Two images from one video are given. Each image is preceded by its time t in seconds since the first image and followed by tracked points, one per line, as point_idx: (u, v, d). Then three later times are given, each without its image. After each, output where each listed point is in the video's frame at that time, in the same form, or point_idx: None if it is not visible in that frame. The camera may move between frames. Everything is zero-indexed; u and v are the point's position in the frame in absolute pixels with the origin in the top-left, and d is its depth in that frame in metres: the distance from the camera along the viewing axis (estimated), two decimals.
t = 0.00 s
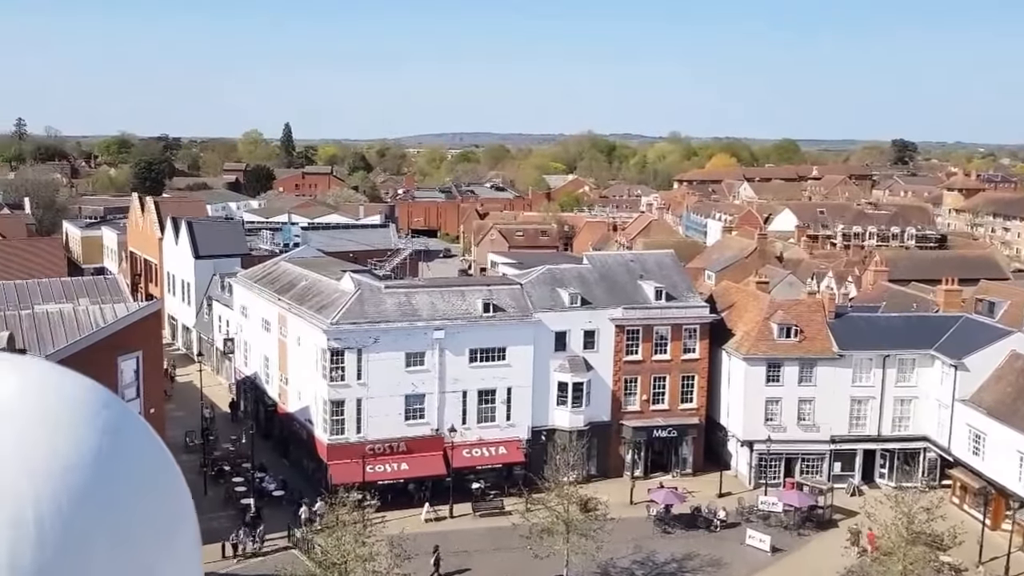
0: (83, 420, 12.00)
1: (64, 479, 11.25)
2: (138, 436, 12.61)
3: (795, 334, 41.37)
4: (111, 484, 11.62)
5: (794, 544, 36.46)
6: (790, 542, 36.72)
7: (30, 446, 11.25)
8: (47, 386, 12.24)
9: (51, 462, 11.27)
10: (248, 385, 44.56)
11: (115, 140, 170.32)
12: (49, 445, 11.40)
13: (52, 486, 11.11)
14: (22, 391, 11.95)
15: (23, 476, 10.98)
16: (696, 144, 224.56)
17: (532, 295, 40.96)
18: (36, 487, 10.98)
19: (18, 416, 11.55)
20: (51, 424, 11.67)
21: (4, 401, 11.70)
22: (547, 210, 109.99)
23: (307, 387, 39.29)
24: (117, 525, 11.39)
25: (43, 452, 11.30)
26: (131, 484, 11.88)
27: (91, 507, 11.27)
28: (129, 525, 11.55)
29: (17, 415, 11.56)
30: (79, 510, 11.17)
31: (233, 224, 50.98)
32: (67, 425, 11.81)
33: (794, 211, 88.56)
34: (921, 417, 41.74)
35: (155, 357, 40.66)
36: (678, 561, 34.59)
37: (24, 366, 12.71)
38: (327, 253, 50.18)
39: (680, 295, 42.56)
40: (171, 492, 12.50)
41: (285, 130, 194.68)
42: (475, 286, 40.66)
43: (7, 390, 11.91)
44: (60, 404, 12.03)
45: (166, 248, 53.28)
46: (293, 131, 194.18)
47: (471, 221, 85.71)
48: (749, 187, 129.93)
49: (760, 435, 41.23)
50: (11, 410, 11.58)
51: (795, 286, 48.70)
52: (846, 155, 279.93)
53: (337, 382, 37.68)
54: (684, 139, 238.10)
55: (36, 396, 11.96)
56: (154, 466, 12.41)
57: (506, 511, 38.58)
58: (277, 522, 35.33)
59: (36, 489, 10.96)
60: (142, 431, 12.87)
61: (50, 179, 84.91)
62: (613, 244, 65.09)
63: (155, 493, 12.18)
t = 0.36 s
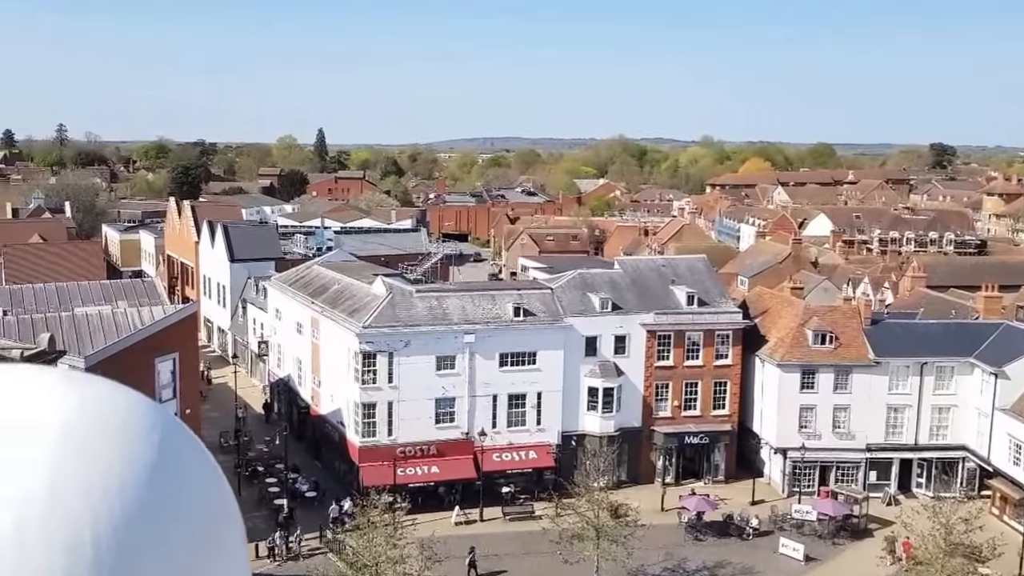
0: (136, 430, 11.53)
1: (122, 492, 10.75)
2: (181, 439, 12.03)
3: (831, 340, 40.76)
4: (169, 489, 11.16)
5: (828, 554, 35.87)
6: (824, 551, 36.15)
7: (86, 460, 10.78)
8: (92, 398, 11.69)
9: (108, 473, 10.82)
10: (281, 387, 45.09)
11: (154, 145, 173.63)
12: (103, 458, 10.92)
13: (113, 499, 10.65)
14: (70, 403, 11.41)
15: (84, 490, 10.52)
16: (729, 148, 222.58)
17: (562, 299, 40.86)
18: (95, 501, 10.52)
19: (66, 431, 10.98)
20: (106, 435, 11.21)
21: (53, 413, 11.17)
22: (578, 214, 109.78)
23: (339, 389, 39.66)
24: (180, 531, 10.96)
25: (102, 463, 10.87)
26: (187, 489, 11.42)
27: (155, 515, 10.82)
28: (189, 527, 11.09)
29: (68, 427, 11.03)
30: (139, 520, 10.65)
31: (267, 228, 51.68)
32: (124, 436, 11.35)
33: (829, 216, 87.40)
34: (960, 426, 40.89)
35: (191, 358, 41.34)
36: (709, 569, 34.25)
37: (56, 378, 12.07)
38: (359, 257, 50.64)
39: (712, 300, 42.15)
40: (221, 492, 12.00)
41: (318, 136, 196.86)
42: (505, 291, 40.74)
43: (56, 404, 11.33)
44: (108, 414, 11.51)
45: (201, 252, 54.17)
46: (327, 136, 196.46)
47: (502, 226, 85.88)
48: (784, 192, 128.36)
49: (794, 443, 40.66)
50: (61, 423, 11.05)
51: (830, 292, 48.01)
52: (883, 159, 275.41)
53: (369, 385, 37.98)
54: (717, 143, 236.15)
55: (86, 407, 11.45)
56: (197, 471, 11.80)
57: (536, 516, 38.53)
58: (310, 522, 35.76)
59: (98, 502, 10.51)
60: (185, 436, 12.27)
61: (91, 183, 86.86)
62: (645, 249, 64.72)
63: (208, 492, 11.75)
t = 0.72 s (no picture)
0: (194, 439, 9.26)
1: (180, 517, 8.57)
2: (247, 447, 9.76)
3: (866, 348, 40.37)
4: (240, 509, 8.99)
5: (863, 564, 35.45)
6: (858, 560, 35.78)
7: (139, 478, 8.61)
8: (141, 399, 9.47)
9: (163, 497, 8.61)
10: (313, 390, 45.21)
11: (188, 148, 175.25)
12: (162, 466, 8.81)
13: (171, 528, 8.47)
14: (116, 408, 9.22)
15: (136, 517, 8.39)
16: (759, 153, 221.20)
17: (595, 304, 40.73)
18: (147, 531, 8.36)
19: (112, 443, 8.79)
20: (160, 444, 8.99)
21: (96, 421, 8.99)
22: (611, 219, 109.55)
23: (371, 392, 39.70)
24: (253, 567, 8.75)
25: (156, 482, 8.67)
26: (258, 508, 9.19)
27: (223, 544, 8.65)
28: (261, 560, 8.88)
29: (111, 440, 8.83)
30: (205, 553, 8.50)
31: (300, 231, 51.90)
32: (181, 447, 9.09)
33: (865, 222, 86.49)
34: (997, 435, 40.36)
35: (223, 362, 41.52)
36: None
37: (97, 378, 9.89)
38: (392, 261, 50.71)
39: (745, 306, 41.85)
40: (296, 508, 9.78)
41: (352, 140, 197.94)
42: (538, 295, 40.67)
43: (97, 410, 9.12)
44: (163, 420, 9.30)
45: (235, 255, 54.50)
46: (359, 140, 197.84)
47: (535, 230, 85.77)
48: (817, 198, 127.39)
49: (829, 451, 40.29)
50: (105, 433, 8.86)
51: (865, 298, 47.57)
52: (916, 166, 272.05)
53: (401, 389, 38.03)
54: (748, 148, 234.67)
55: (134, 413, 9.21)
56: (270, 484, 9.66)
57: (568, 522, 38.36)
58: (342, 525, 35.84)
59: (150, 534, 8.35)
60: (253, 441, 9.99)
61: (127, 186, 87.90)
62: (677, 255, 64.40)
63: (284, 509, 9.58)
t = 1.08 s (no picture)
0: (297, 440, 10.16)
1: (290, 508, 9.49)
2: (340, 448, 10.68)
3: (902, 356, 40.00)
4: (340, 511, 9.89)
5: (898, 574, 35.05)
6: (892, 570, 35.39)
7: (253, 474, 9.52)
8: (245, 404, 10.36)
9: (276, 490, 9.54)
10: (345, 393, 45.36)
11: (220, 151, 176.96)
12: (272, 469, 9.68)
13: (284, 518, 9.40)
14: (226, 412, 10.09)
15: (254, 506, 9.31)
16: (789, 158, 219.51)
17: (627, 310, 40.59)
18: (264, 520, 9.28)
19: (227, 442, 9.69)
20: (267, 445, 9.89)
21: (211, 421, 9.86)
22: (642, 224, 109.23)
23: (403, 396, 39.77)
24: (353, 556, 9.73)
25: (269, 478, 9.59)
26: (356, 503, 10.18)
27: (328, 535, 9.61)
28: (360, 548, 9.87)
29: (226, 438, 9.73)
30: (313, 542, 9.45)
31: (333, 235, 52.12)
32: (285, 447, 9.99)
33: (900, 229, 85.55)
34: None
35: (256, 364, 41.78)
36: None
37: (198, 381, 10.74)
38: (424, 265, 50.80)
39: (779, 313, 41.60)
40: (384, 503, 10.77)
41: (384, 143, 198.76)
42: (570, 300, 40.58)
43: (208, 414, 10.00)
44: (270, 422, 10.21)
45: (269, 258, 54.78)
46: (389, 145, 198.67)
47: (566, 235, 85.69)
48: (852, 205, 126.24)
49: (863, 460, 39.94)
50: (219, 434, 9.73)
51: (901, 306, 47.09)
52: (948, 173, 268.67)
53: (433, 393, 38.04)
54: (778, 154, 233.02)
55: (245, 416, 10.12)
56: (363, 488, 10.53)
57: (599, 528, 38.20)
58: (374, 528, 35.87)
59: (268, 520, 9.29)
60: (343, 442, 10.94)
61: (163, 190, 88.81)
62: (711, 261, 64.02)
63: (373, 505, 10.55)
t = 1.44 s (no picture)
0: (405, 438, 10.48)
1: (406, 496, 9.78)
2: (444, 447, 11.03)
3: (937, 365, 39.48)
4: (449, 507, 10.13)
5: None
6: None
7: (371, 465, 9.83)
8: (356, 400, 10.79)
9: (392, 478, 9.86)
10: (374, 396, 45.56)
11: (253, 154, 178.92)
12: (387, 462, 9.98)
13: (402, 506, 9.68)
14: (339, 406, 10.51)
15: (373, 491, 9.62)
16: (821, 163, 217.25)
17: (658, 316, 40.41)
18: (383, 506, 9.56)
19: (344, 435, 10.05)
20: (379, 442, 10.21)
21: (327, 415, 10.26)
22: (673, 230, 108.71)
23: (433, 400, 39.88)
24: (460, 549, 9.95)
25: (385, 467, 9.92)
26: (460, 501, 10.47)
27: (440, 525, 9.86)
28: (466, 544, 10.10)
29: (343, 431, 10.11)
30: (427, 533, 9.68)
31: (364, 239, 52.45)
32: (395, 444, 10.31)
33: (936, 237, 84.38)
34: None
35: (289, 365, 42.17)
36: None
37: (308, 378, 11.20)
38: (455, 269, 50.92)
39: (811, 320, 41.26)
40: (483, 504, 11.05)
41: (413, 147, 199.67)
42: (600, 306, 40.45)
43: (323, 408, 10.42)
44: (380, 419, 10.58)
45: (301, 261, 55.19)
46: (419, 149, 199.49)
47: (597, 240, 85.48)
48: (887, 212, 124.71)
49: (897, 470, 39.45)
50: (336, 425, 10.13)
51: (937, 315, 46.49)
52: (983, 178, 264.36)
53: (462, 397, 38.12)
54: (809, 159, 230.80)
55: (356, 412, 10.51)
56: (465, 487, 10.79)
57: (628, 535, 38.03)
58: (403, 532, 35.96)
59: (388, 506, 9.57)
60: (445, 443, 11.28)
61: (197, 193, 89.89)
62: (743, 267, 63.58)
63: (474, 505, 10.77)
